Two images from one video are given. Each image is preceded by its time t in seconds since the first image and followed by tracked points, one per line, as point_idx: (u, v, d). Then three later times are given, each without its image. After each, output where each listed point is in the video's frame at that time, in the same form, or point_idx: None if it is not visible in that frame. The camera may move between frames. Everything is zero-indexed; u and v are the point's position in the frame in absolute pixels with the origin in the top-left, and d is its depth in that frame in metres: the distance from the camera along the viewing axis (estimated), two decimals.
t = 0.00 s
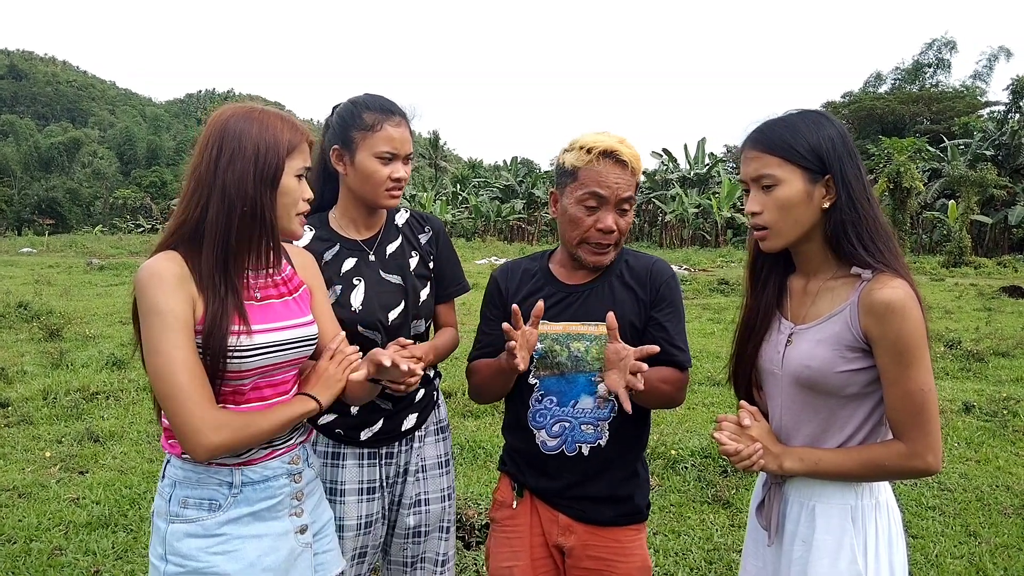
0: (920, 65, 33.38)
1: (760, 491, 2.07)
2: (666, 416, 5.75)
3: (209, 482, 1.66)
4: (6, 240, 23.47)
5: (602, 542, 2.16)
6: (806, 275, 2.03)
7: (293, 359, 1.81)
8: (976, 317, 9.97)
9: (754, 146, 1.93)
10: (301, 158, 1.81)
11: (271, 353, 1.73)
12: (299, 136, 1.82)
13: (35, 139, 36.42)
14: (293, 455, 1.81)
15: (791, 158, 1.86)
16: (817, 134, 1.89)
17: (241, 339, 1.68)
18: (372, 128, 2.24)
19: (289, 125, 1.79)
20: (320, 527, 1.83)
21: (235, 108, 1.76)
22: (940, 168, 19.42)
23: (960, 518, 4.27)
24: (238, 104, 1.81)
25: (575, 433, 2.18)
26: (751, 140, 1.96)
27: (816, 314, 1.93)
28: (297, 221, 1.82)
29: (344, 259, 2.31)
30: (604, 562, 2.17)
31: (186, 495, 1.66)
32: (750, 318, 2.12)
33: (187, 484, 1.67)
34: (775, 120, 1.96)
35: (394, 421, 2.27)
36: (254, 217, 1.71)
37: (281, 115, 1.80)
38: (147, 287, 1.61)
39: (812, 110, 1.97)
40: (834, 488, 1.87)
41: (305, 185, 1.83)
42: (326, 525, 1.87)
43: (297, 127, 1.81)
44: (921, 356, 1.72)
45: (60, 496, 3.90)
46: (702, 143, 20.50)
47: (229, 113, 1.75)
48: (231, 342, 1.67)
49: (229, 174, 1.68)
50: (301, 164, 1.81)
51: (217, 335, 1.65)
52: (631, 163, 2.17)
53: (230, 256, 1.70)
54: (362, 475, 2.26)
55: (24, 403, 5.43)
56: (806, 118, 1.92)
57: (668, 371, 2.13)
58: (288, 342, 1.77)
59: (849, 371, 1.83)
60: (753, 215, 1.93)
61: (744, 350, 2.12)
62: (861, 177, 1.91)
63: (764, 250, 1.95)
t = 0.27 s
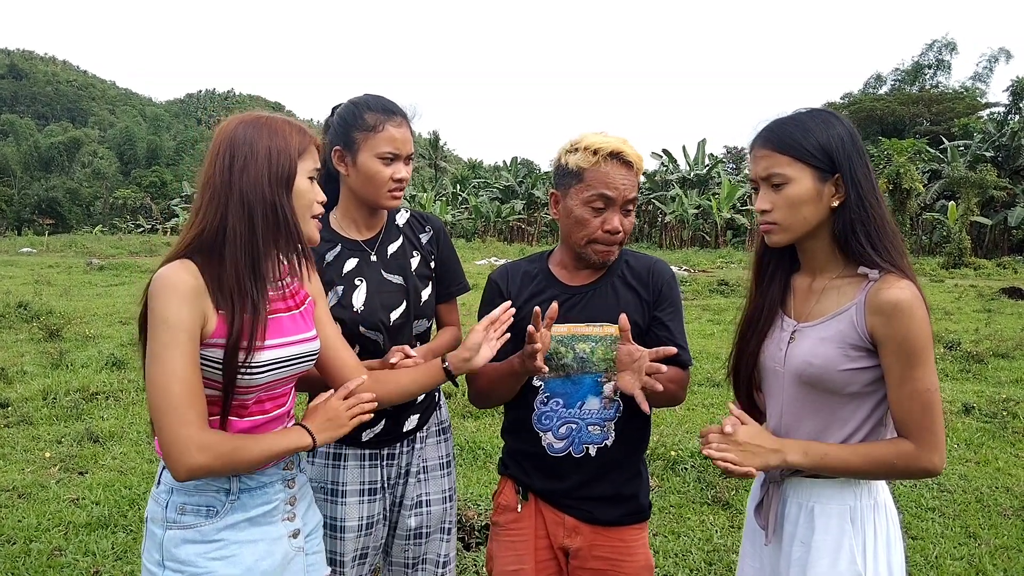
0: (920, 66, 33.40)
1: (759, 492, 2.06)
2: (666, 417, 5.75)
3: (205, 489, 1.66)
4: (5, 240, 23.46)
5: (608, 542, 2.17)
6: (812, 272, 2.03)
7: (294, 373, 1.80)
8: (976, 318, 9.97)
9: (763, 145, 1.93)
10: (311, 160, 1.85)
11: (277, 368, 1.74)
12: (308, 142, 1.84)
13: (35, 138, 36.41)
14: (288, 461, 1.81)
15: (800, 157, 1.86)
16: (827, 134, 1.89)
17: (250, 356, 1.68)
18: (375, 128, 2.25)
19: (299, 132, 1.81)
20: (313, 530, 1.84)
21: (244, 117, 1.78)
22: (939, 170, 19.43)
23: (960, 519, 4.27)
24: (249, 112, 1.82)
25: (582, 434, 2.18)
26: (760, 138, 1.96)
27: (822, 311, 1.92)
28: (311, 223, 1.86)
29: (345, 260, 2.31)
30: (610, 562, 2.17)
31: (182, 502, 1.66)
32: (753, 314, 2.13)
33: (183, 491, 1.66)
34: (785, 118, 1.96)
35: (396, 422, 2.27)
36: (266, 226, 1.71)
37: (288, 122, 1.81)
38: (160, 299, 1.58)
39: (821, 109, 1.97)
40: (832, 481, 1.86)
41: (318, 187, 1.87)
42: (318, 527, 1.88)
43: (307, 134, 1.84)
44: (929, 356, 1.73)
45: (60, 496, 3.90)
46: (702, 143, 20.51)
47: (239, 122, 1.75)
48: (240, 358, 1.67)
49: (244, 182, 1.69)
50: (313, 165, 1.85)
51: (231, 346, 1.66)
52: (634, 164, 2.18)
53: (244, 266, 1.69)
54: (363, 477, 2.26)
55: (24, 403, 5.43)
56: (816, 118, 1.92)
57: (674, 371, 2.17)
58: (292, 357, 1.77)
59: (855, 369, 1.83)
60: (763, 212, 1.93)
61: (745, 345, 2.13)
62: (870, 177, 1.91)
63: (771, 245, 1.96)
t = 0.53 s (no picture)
0: (922, 66, 33.37)
1: (760, 491, 2.05)
2: (668, 418, 5.74)
3: (208, 491, 1.66)
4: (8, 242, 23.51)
5: (615, 542, 2.18)
6: (820, 270, 2.02)
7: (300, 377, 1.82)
8: (979, 318, 9.96)
9: (771, 145, 1.95)
10: (317, 169, 1.83)
11: (285, 370, 1.76)
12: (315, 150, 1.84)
13: (38, 141, 36.49)
14: (290, 464, 1.81)
15: (802, 159, 1.87)
16: (832, 135, 1.88)
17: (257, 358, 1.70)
18: (378, 131, 2.25)
19: (307, 140, 1.81)
20: (315, 531, 1.85)
21: (253, 123, 1.78)
22: (942, 170, 19.41)
23: (963, 519, 4.27)
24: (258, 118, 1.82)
25: (591, 434, 2.18)
26: (770, 139, 1.97)
27: (829, 308, 1.92)
28: (315, 232, 1.83)
29: (348, 262, 2.31)
30: (617, 562, 2.18)
31: (186, 503, 1.66)
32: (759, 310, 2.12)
33: (186, 493, 1.66)
34: (797, 120, 1.96)
35: (400, 423, 2.28)
36: (270, 233, 1.73)
37: (297, 129, 1.81)
38: (162, 303, 1.59)
39: (834, 110, 1.95)
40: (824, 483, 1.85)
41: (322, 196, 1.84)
42: (320, 530, 1.88)
43: (315, 141, 1.83)
44: (933, 357, 1.73)
45: (64, 497, 3.90)
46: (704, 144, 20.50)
47: (246, 127, 1.77)
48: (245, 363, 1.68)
49: (249, 187, 1.70)
50: (318, 173, 1.82)
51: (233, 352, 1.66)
52: (629, 165, 2.16)
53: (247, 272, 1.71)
54: (366, 477, 2.26)
55: (27, 405, 5.44)
56: (824, 119, 1.91)
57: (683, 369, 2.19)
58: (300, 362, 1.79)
59: (861, 365, 1.83)
60: (770, 212, 1.94)
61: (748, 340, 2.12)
62: (878, 178, 1.89)
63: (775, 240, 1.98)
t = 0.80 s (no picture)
0: (923, 64, 33.35)
1: (757, 489, 2.04)
2: (670, 417, 5.74)
3: (211, 487, 1.68)
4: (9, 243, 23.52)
5: (617, 543, 2.18)
6: (824, 267, 2.02)
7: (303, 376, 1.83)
8: (980, 317, 9.96)
9: (780, 144, 1.95)
10: (316, 161, 1.81)
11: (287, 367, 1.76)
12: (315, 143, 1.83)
13: (38, 141, 36.50)
14: (294, 460, 1.82)
15: (810, 157, 1.87)
16: (841, 134, 1.87)
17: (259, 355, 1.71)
18: (375, 131, 2.25)
19: (305, 134, 1.81)
20: (318, 529, 1.85)
21: (256, 122, 1.80)
22: (943, 168, 19.39)
23: (965, 518, 4.26)
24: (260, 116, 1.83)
25: (591, 435, 2.18)
26: (779, 139, 1.97)
27: (833, 303, 1.92)
28: (305, 226, 1.77)
29: (347, 262, 2.30)
30: (619, 562, 2.18)
31: (189, 499, 1.67)
32: (762, 304, 2.11)
33: (190, 488, 1.67)
34: (804, 120, 1.96)
35: (400, 423, 2.27)
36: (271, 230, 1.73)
37: (297, 125, 1.82)
38: (167, 300, 1.60)
39: (844, 110, 1.95)
40: (810, 479, 1.84)
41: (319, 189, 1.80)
42: (323, 528, 1.88)
43: (313, 134, 1.83)
44: (929, 352, 1.73)
45: (66, 498, 3.91)
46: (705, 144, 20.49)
47: (248, 126, 1.79)
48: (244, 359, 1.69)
49: (249, 185, 1.71)
50: (316, 166, 1.80)
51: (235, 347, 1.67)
52: (610, 161, 2.15)
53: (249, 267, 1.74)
54: (368, 478, 2.27)
55: (29, 406, 5.45)
56: (833, 119, 1.91)
57: (683, 372, 2.19)
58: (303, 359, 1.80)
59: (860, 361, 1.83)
60: (776, 208, 1.95)
61: (749, 337, 2.11)
62: (886, 178, 1.89)
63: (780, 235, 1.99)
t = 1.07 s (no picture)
0: (923, 65, 33.34)
1: (756, 489, 2.04)
2: (671, 419, 5.73)
3: (210, 488, 1.69)
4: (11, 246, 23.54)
5: (613, 546, 2.16)
6: (825, 266, 2.02)
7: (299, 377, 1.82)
8: (981, 317, 9.95)
9: (785, 144, 1.95)
10: (312, 163, 1.86)
11: (285, 369, 1.77)
12: (307, 144, 1.86)
13: (40, 144, 36.53)
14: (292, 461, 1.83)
15: (815, 158, 1.87)
16: (847, 136, 1.88)
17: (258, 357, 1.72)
18: (367, 133, 2.25)
19: (298, 135, 1.83)
20: (319, 530, 1.85)
21: (247, 121, 1.79)
22: (944, 169, 19.39)
23: (966, 519, 4.26)
24: (251, 116, 1.83)
25: (585, 437, 2.18)
26: (785, 138, 1.97)
27: (833, 302, 1.92)
28: (309, 227, 1.87)
29: (344, 265, 2.32)
30: (614, 566, 2.16)
31: (188, 500, 1.69)
32: (764, 300, 2.10)
33: (189, 489, 1.70)
34: (809, 122, 1.96)
35: (398, 424, 2.28)
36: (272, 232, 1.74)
37: (289, 127, 1.83)
38: (168, 307, 1.60)
39: (850, 113, 1.95)
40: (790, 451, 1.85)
41: (316, 190, 1.88)
42: (325, 529, 1.88)
43: (305, 135, 1.86)
44: (915, 347, 1.74)
45: (67, 501, 3.91)
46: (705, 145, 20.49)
47: (242, 127, 1.77)
48: (246, 361, 1.71)
49: (249, 188, 1.71)
50: (313, 168, 1.86)
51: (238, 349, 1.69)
52: (591, 159, 2.15)
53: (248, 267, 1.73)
54: (367, 479, 2.27)
55: (30, 409, 5.45)
56: (840, 122, 1.91)
57: (676, 373, 2.13)
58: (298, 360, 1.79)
59: (857, 359, 1.84)
60: (780, 208, 1.95)
61: (749, 337, 2.10)
62: (890, 180, 1.89)
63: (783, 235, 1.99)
